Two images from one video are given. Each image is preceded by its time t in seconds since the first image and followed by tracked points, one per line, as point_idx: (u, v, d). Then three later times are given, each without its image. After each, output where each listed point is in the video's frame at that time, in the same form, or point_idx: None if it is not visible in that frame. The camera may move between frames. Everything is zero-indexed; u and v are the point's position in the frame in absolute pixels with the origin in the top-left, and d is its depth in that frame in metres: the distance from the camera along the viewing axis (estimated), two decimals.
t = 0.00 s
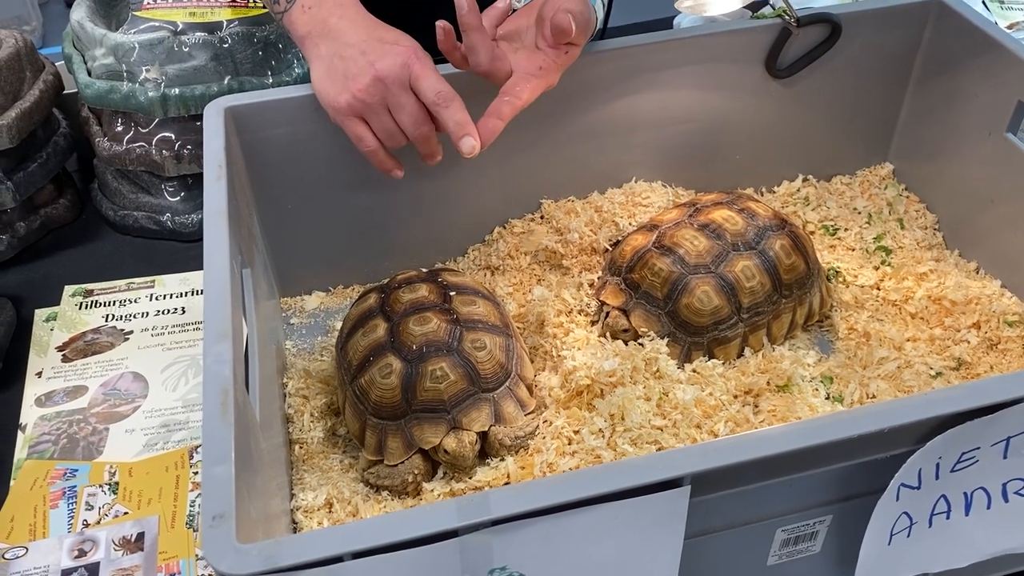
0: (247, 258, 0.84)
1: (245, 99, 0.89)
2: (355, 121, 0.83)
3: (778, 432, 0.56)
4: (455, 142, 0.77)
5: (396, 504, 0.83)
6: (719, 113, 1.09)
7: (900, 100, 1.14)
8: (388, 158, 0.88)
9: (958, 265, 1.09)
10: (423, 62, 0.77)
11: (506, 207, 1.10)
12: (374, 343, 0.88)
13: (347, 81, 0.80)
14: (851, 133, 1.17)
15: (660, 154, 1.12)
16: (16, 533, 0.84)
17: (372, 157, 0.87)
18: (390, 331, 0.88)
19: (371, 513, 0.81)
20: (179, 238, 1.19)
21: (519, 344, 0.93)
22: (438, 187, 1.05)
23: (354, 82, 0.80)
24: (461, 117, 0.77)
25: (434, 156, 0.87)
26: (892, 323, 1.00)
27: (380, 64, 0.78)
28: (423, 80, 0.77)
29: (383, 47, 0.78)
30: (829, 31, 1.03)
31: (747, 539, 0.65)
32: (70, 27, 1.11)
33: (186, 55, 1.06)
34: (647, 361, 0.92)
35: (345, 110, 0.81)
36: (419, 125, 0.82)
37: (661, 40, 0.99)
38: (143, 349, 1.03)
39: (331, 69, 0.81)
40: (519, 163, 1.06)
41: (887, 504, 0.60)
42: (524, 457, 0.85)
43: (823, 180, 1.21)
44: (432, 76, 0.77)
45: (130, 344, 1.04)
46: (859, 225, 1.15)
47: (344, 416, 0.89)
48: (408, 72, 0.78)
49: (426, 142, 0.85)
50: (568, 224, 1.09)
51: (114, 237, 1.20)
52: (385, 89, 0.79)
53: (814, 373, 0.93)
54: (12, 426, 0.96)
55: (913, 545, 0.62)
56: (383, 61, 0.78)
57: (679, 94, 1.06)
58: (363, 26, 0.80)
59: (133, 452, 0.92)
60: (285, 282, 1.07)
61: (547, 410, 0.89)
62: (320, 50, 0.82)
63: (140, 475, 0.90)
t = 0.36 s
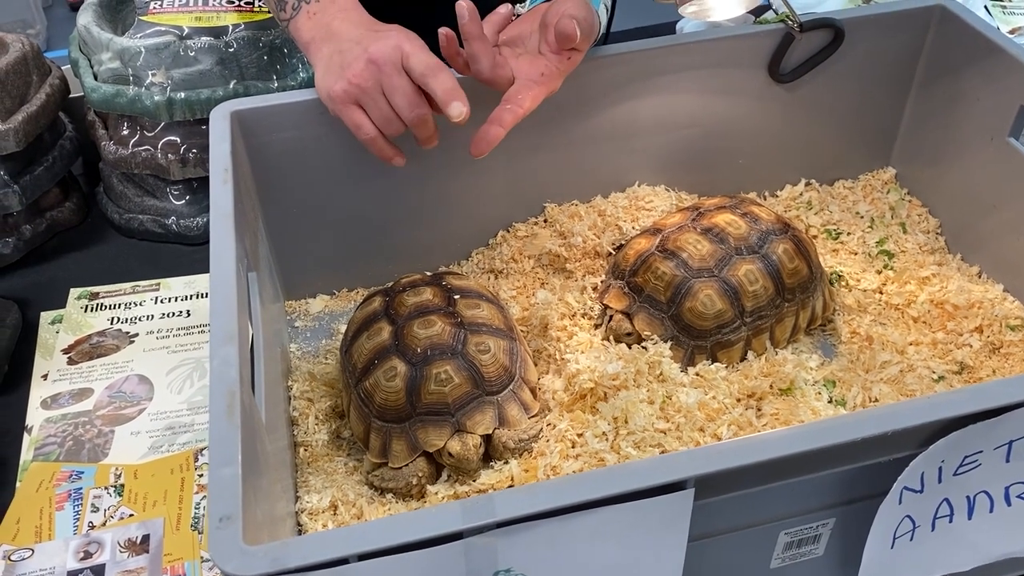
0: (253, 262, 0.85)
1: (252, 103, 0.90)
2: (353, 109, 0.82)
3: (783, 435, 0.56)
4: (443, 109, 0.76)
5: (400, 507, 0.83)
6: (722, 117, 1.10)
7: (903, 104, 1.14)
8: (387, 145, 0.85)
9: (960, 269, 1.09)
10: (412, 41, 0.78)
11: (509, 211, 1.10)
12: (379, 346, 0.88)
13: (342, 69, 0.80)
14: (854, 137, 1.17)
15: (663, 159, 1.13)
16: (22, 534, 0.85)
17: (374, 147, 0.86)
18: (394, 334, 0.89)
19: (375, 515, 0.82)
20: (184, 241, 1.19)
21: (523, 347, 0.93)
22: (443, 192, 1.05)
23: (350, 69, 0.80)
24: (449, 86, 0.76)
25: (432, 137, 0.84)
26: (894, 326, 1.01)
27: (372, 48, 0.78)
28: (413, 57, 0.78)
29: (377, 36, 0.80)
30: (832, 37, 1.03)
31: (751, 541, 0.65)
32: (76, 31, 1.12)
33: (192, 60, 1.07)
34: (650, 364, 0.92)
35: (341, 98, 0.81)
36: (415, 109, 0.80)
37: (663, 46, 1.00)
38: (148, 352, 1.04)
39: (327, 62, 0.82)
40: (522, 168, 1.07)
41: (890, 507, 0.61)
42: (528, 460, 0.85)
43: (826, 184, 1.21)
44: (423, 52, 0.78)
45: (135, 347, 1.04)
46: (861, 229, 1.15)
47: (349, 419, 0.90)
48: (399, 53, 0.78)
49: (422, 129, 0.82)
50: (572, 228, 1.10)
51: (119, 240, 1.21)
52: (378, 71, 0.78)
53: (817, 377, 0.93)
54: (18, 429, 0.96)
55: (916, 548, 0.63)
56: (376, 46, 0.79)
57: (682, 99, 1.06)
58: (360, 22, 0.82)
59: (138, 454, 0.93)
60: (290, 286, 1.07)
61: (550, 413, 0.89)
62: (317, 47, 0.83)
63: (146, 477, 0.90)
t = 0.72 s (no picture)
0: (253, 266, 0.85)
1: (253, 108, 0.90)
2: (356, 126, 0.84)
3: (781, 439, 0.56)
4: (449, 141, 0.77)
5: (399, 511, 0.84)
6: (721, 123, 1.10)
7: (902, 110, 1.15)
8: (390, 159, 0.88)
9: (959, 275, 1.09)
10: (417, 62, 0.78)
11: (509, 216, 1.11)
12: (378, 350, 0.88)
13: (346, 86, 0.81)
14: (854, 143, 1.17)
15: (663, 165, 1.13)
16: (22, 538, 0.85)
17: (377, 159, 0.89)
18: (394, 339, 0.89)
19: (374, 519, 0.82)
20: (185, 246, 1.20)
21: (522, 351, 0.93)
22: (443, 198, 1.06)
23: (354, 87, 0.80)
24: (454, 116, 0.77)
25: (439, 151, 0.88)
26: (893, 332, 1.01)
27: (377, 66, 0.78)
28: (419, 79, 0.78)
29: (381, 51, 0.79)
30: (831, 43, 1.04)
31: (748, 546, 0.65)
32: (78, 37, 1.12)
33: (193, 65, 1.07)
34: (649, 369, 0.92)
35: (345, 115, 0.82)
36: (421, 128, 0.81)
37: (661, 52, 1.00)
38: (149, 356, 1.04)
39: (330, 75, 0.82)
40: (522, 173, 1.07)
41: (887, 511, 0.61)
42: (527, 464, 0.85)
43: (825, 190, 1.21)
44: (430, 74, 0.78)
45: (135, 351, 1.05)
46: (860, 235, 1.15)
47: (349, 423, 0.90)
48: (406, 73, 0.78)
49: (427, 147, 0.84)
50: (571, 233, 1.10)
51: (121, 245, 1.21)
52: (384, 90, 0.79)
53: (816, 383, 0.93)
54: (18, 433, 0.96)
55: (914, 554, 0.63)
56: (381, 64, 0.78)
57: (681, 105, 1.07)
58: (362, 33, 0.81)
59: (138, 458, 0.93)
60: (290, 291, 1.08)
61: (549, 418, 0.90)
62: (318, 57, 0.83)
63: (146, 481, 0.91)
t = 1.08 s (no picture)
0: (258, 289, 0.86)
1: (261, 133, 0.92)
2: (368, 162, 0.86)
3: (781, 466, 0.56)
4: (477, 172, 0.81)
5: (400, 535, 0.84)
6: (723, 151, 1.11)
7: (902, 139, 1.16)
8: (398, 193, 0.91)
9: (960, 303, 1.09)
10: (435, 104, 0.81)
11: (512, 240, 1.11)
12: (381, 373, 0.89)
13: (359, 121, 0.83)
14: (855, 170, 1.18)
15: (665, 191, 1.14)
16: (22, 559, 0.85)
17: (387, 194, 0.91)
18: (397, 362, 0.89)
19: (375, 543, 0.82)
20: (190, 267, 1.21)
21: (524, 376, 0.94)
22: (446, 222, 1.06)
23: (367, 123, 0.83)
24: (480, 150, 0.81)
25: (453, 201, 0.91)
26: (895, 359, 1.01)
27: (391, 103, 0.81)
28: (437, 119, 0.81)
29: (394, 87, 0.82)
30: (831, 72, 1.05)
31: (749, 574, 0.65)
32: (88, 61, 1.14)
33: (202, 89, 1.08)
34: (651, 395, 0.93)
35: (357, 150, 0.85)
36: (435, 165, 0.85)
37: (664, 81, 1.01)
38: (153, 378, 1.04)
39: (340, 107, 0.84)
40: (525, 199, 1.08)
41: (888, 538, 0.62)
42: (528, 489, 0.85)
43: (827, 217, 1.22)
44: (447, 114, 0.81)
45: (139, 372, 1.05)
46: (862, 262, 1.16)
47: (351, 445, 0.90)
48: (420, 111, 0.81)
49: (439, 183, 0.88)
50: (574, 258, 1.11)
51: (127, 266, 1.22)
52: (397, 128, 0.82)
53: (817, 409, 0.93)
54: (22, 453, 0.97)
55: None
56: (395, 102, 0.81)
57: (684, 133, 1.08)
58: (373, 65, 0.83)
59: (141, 479, 0.93)
60: (295, 313, 1.08)
61: (551, 443, 0.90)
62: (330, 87, 0.85)
63: (147, 502, 0.91)
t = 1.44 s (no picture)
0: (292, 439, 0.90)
1: (300, 286, 0.97)
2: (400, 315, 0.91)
3: None
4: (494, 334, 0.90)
5: None
6: (737, 302, 1.16)
7: (909, 291, 1.21)
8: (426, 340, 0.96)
9: (969, 457, 1.12)
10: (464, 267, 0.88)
11: (532, 382, 1.15)
12: (404, 524, 0.92)
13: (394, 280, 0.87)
14: (864, 319, 1.22)
15: (680, 338, 1.19)
16: None
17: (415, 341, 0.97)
18: (421, 513, 0.92)
19: None
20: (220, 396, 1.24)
21: (543, 526, 0.98)
22: (470, 366, 1.11)
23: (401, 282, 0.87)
24: (499, 313, 0.90)
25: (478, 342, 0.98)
26: (905, 515, 1.03)
27: (423, 265, 0.86)
28: (464, 280, 0.88)
29: (427, 248, 0.87)
30: (838, 236, 1.12)
31: None
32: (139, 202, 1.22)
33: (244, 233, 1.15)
34: (669, 551, 0.98)
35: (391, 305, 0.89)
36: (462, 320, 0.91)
37: (681, 243, 1.07)
38: (182, 511, 1.08)
39: (377, 264, 0.88)
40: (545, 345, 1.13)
41: None
42: None
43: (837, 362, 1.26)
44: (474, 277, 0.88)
45: (168, 505, 1.08)
46: (871, 415, 1.17)
47: None
48: (451, 271, 0.88)
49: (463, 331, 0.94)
50: (592, 403, 1.14)
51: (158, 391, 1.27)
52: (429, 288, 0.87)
53: (829, 568, 0.96)
54: None
55: None
56: (429, 264, 0.87)
57: (698, 287, 1.13)
58: (409, 226, 0.88)
59: None
60: (319, 449, 1.11)
61: None
62: (367, 245, 0.89)
63: None
